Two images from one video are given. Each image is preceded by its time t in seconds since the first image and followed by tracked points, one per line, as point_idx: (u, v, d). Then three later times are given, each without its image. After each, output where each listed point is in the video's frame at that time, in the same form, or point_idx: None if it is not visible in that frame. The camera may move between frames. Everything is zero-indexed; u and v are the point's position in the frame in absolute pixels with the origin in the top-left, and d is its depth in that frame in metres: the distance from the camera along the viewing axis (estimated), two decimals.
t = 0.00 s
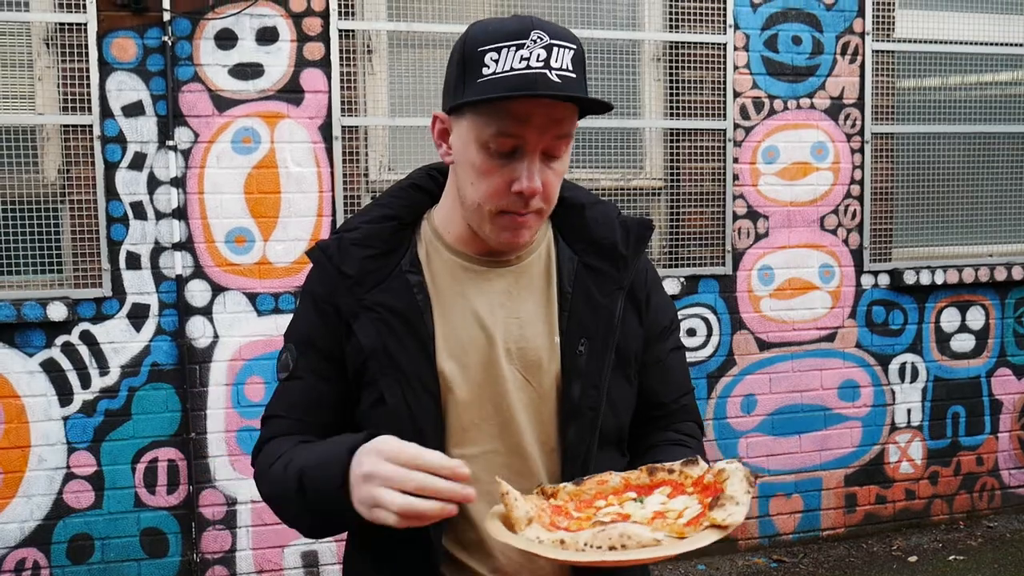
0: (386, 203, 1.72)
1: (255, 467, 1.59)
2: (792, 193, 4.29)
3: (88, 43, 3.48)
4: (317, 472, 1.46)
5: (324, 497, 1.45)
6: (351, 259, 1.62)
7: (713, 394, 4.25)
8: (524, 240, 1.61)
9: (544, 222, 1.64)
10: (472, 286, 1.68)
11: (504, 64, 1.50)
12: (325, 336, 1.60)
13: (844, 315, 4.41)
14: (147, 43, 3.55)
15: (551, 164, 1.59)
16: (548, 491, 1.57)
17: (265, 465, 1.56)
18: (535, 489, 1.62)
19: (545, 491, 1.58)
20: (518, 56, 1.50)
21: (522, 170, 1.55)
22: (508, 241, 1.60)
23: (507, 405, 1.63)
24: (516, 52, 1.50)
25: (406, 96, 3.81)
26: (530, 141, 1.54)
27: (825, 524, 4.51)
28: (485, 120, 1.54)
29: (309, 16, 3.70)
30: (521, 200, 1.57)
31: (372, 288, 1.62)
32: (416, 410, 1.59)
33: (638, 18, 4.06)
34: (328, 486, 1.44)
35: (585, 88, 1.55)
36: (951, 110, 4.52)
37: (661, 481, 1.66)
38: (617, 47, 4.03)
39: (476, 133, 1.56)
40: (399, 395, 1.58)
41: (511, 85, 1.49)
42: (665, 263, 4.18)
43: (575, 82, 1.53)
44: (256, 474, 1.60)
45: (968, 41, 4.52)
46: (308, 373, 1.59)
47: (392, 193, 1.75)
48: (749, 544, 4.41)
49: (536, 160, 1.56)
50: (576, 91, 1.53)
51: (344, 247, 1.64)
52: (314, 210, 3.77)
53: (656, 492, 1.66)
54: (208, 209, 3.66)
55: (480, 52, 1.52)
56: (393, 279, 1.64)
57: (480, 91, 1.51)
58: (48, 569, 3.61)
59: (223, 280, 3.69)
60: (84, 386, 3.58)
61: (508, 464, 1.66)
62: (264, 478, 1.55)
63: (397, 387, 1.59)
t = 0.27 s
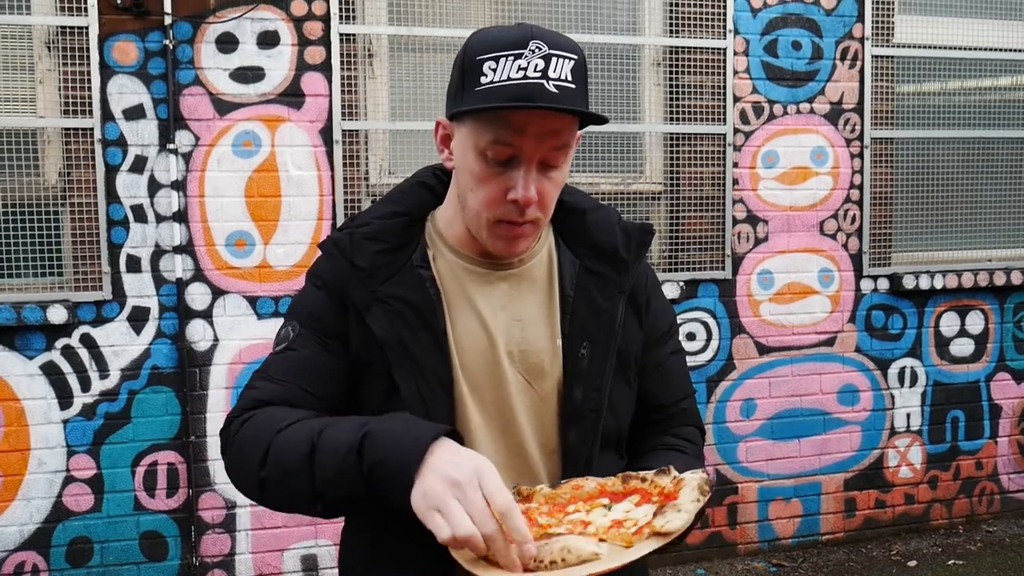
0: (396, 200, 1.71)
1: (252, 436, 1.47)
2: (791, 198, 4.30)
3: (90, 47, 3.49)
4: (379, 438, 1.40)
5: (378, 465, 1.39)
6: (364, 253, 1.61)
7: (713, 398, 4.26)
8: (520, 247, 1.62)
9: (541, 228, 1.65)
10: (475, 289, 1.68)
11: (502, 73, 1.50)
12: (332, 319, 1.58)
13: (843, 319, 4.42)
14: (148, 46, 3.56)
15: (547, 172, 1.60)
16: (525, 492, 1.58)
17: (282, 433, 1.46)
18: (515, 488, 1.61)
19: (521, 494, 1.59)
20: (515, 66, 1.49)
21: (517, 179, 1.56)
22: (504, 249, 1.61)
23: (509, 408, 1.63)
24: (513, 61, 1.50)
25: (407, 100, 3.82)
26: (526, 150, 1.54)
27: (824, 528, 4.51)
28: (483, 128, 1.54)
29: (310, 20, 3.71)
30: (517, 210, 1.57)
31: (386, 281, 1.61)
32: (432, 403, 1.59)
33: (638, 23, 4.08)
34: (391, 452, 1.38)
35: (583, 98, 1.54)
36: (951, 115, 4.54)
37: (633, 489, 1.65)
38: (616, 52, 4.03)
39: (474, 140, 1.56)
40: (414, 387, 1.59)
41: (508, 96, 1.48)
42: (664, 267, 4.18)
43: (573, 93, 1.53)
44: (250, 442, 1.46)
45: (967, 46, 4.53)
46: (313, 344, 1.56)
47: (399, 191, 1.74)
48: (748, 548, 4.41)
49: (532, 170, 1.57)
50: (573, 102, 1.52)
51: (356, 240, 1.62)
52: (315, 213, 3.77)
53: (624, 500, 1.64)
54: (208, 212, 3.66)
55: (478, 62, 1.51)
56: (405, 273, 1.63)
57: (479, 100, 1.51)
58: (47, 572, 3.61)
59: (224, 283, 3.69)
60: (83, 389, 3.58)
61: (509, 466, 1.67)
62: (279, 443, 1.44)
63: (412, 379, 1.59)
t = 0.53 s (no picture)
0: (398, 203, 1.72)
1: (255, 440, 1.47)
2: (790, 202, 4.31)
3: (90, 51, 3.49)
4: (380, 458, 1.37)
5: (376, 484, 1.36)
6: (367, 254, 1.61)
7: (712, 401, 4.26)
8: (522, 246, 1.62)
9: (543, 227, 1.65)
10: (477, 290, 1.69)
11: (503, 69, 1.50)
12: (334, 319, 1.59)
13: (842, 322, 4.42)
14: (149, 50, 3.56)
15: (548, 169, 1.60)
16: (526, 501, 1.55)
17: (284, 439, 1.45)
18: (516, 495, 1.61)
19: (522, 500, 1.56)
20: (515, 62, 1.49)
21: (518, 173, 1.56)
22: (505, 247, 1.62)
23: (511, 409, 1.64)
24: (514, 58, 1.50)
25: (406, 104, 3.82)
26: (526, 145, 1.55)
27: (823, 531, 4.52)
28: (484, 123, 1.55)
29: (310, 24, 3.72)
30: (518, 206, 1.58)
31: (389, 282, 1.61)
32: (436, 405, 1.59)
33: (637, 27, 4.08)
34: (392, 472, 1.35)
35: (584, 94, 1.54)
36: (950, 119, 4.54)
37: (634, 500, 1.62)
38: (615, 56, 4.04)
39: (474, 137, 1.57)
40: (418, 389, 1.59)
41: (508, 89, 1.48)
42: (664, 271, 4.19)
43: (574, 89, 1.52)
44: (253, 445, 1.46)
45: (966, 50, 4.54)
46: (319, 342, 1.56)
47: (401, 195, 1.75)
48: (747, 551, 4.41)
49: (532, 165, 1.57)
50: (574, 97, 1.52)
51: (359, 242, 1.62)
52: (315, 217, 3.78)
53: (626, 513, 1.59)
54: (208, 215, 3.66)
55: (479, 59, 1.52)
56: (408, 274, 1.64)
57: (479, 94, 1.51)
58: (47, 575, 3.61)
59: (224, 286, 3.70)
60: (83, 392, 3.58)
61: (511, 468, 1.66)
62: (280, 450, 1.43)
63: (416, 380, 1.59)
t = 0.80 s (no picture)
0: (403, 208, 1.73)
1: (251, 449, 1.49)
2: (791, 206, 4.31)
3: (92, 54, 3.50)
4: (364, 469, 1.40)
5: (362, 494, 1.40)
6: (372, 260, 1.62)
7: (713, 405, 4.26)
8: (519, 234, 1.62)
9: (540, 215, 1.65)
10: (484, 295, 1.69)
11: (474, 59, 1.55)
12: (338, 325, 1.60)
13: (843, 326, 4.43)
14: (151, 53, 3.57)
15: (536, 151, 1.61)
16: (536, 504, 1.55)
17: (276, 449, 1.48)
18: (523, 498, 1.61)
19: (532, 504, 1.56)
20: (485, 51, 1.55)
21: (504, 158, 1.59)
22: (501, 235, 1.62)
23: (516, 414, 1.64)
24: (484, 47, 1.56)
25: (408, 108, 3.83)
26: (506, 128, 1.58)
27: (824, 535, 4.51)
28: (463, 114, 1.60)
29: (312, 28, 3.73)
30: (507, 189, 1.59)
31: (394, 288, 1.62)
32: (439, 413, 1.59)
33: (638, 31, 4.09)
34: (379, 482, 1.38)
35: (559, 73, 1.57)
36: (950, 123, 4.55)
37: (645, 504, 1.64)
38: (615, 59, 4.05)
39: (458, 131, 1.61)
40: (422, 396, 1.59)
41: (479, 74, 1.53)
42: (665, 274, 4.19)
43: (547, 68, 1.55)
44: (248, 454, 1.50)
45: (967, 55, 4.55)
46: (321, 353, 1.57)
47: (406, 200, 1.76)
48: (748, 555, 4.41)
49: (518, 147, 1.59)
50: (545, 75, 1.55)
51: (365, 247, 1.64)
52: (317, 220, 3.78)
53: (637, 515, 1.62)
54: (210, 218, 3.67)
55: (453, 55, 1.58)
56: (413, 280, 1.64)
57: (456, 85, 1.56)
58: None
59: (226, 289, 3.70)
60: (85, 395, 3.58)
61: (516, 473, 1.66)
62: (272, 460, 1.46)
63: (421, 387, 1.59)
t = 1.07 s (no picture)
0: (405, 212, 1.74)
1: (236, 452, 1.51)
2: (792, 208, 4.32)
3: (94, 57, 3.50)
4: (341, 473, 1.42)
5: (339, 499, 1.41)
6: (374, 265, 1.63)
7: (713, 408, 4.26)
8: (518, 234, 1.62)
9: (538, 215, 1.65)
10: (489, 300, 1.69)
11: (459, 63, 1.56)
12: (336, 332, 1.60)
13: (844, 329, 4.43)
14: (153, 56, 3.57)
15: (528, 151, 1.62)
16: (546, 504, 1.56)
17: (260, 451, 1.49)
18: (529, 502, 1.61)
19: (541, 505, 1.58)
20: (469, 54, 1.56)
21: (494, 159, 1.60)
22: (498, 236, 1.62)
23: (522, 419, 1.64)
24: (468, 49, 1.57)
25: (409, 110, 3.83)
26: (495, 129, 1.60)
27: (825, 538, 4.51)
28: (454, 119, 1.62)
29: (313, 31, 3.73)
30: (501, 189, 1.60)
31: (396, 293, 1.63)
32: (439, 423, 1.59)
33: (638, 33, 4.09)
34: (355, 485, 1.40)
35: (544, 71, 1.58)
36: (950, 125, 4.55)
37: (656, 503, 1.65)
38: (615, 62, 4.05)
39: (450, 137, 1.63)
40: (423, 404, 1.59)
41: (465, 77, 1.54)
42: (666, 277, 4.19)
43: (532, 66, 1.56)
44: (234, 456, 1.51)
45: (967, 57, 4.55)
46: (314, 362, 1.58)
47: (408, 204, 1.76)
48: (749, 558, 4.41)
49: (509, 148, 1.60)
50: (530, 72, 1.56)
51: (368, 252, 1.64)
52: (318, 223, 3.78)
53: (649, 514, 1.64)
54: (211, 221, 3.67)
55: (439, 60, 1.60)
56: (416, 286, 1.65)
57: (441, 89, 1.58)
58: None
59: (226, 292, 3.70)
60: (86, 397, 3.59)
61: (521, 478, 1.67)
62: (255, 463, 1.48)
63: (421, 395, 1.59)
